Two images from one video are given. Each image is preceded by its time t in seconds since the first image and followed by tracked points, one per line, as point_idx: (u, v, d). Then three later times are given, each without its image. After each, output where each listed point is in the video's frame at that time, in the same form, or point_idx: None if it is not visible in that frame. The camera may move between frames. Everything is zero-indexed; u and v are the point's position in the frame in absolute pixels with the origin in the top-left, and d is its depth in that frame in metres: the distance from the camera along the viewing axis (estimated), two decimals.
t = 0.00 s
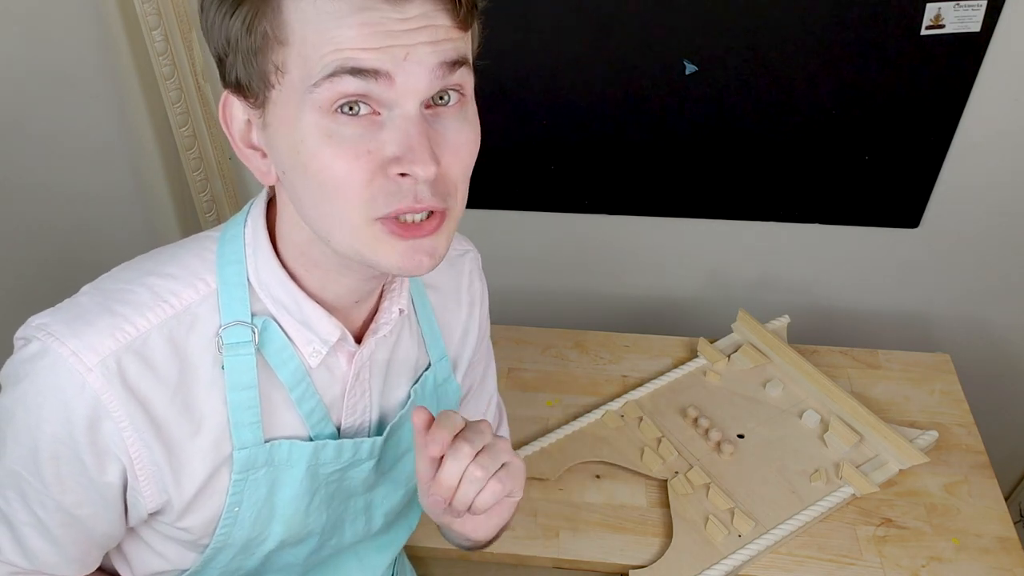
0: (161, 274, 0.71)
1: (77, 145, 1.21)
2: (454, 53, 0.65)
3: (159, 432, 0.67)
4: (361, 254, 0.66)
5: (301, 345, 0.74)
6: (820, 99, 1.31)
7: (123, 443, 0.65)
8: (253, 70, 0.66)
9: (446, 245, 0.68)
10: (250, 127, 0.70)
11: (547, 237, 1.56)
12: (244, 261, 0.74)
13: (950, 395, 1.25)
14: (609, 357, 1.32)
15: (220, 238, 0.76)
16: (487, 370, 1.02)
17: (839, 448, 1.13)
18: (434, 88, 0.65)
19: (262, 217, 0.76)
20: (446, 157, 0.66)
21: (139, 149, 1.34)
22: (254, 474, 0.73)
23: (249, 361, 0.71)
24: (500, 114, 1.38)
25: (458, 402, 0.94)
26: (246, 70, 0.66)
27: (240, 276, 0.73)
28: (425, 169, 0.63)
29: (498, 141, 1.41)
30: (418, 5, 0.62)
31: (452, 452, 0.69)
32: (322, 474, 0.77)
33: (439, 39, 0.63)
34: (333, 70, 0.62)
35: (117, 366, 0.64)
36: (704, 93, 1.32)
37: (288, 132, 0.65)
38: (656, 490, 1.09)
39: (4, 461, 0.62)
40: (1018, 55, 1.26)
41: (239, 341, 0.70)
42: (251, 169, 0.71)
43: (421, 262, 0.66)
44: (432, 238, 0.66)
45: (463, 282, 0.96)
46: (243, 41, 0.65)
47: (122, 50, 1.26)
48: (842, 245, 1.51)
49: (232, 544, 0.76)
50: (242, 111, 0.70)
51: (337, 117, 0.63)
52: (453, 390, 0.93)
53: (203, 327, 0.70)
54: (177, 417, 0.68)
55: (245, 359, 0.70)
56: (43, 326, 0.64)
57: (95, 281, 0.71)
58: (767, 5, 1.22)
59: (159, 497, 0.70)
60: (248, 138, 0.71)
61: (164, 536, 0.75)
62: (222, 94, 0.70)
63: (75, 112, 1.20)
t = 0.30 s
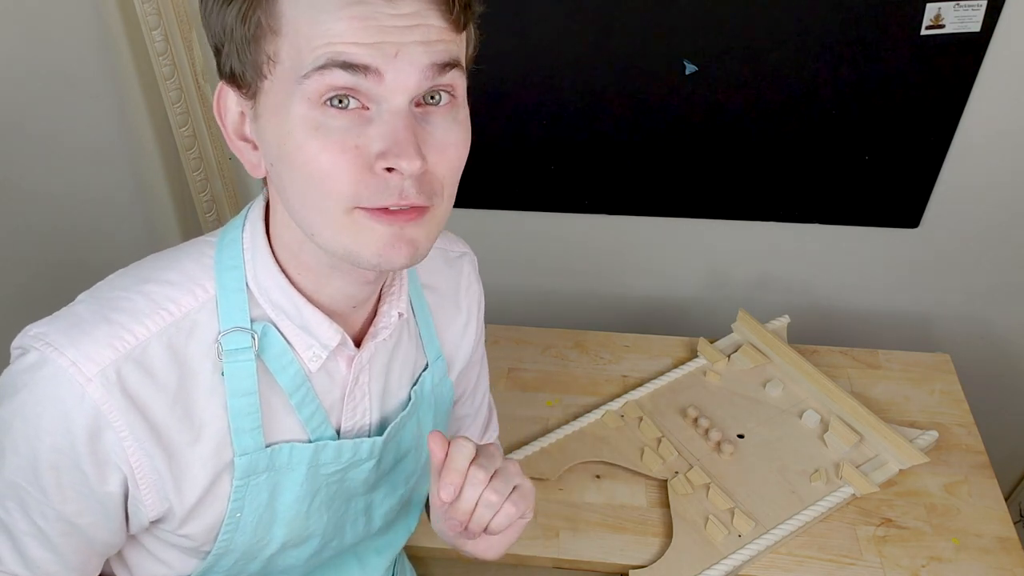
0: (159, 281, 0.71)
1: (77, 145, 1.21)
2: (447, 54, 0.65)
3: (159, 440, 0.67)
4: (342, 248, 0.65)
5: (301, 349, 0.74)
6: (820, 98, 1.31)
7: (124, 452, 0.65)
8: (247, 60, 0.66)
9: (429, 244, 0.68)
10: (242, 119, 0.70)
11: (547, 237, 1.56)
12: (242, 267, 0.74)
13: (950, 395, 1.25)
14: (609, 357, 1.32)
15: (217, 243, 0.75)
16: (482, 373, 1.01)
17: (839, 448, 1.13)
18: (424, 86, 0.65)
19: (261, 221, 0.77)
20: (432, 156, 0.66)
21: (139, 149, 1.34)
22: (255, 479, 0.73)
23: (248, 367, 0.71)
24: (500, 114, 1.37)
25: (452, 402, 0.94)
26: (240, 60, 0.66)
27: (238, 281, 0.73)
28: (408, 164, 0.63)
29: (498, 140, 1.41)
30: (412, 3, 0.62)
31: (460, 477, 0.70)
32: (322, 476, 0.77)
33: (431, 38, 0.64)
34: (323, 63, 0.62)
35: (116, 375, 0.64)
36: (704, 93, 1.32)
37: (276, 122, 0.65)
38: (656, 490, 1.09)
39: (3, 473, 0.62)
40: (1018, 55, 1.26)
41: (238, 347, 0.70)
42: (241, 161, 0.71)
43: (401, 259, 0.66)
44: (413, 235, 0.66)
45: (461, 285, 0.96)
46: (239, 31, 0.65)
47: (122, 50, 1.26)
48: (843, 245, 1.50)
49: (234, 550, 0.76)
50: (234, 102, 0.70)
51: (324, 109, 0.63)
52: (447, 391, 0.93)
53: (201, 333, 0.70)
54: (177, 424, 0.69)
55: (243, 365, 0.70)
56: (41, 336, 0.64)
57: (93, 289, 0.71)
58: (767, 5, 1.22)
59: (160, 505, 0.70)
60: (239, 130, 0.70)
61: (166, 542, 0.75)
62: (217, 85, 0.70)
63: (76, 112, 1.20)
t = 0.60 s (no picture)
0: (156, 278, 0.71)
1: (77, 145, 1.22)
2: (470, 78, 0.65)
3: (156, 436, 0.67)
4: (356, 262, 0.66)
5: (297, 346, 0.74)
6: (820, 98, 1.31)
7: (120, 448, 0.65)
8: (267, 70, 0.65)
9: (440, 260, 0.69)
10: (255, 124, 0.70)
11: (547, 237, 1.56)
12: (238, 264, 0.74)
13: (950, 395, 1.25)
14: (609, 357, 1.32)
15: (213, 240, 0.75)
16: (475, 373, 1.01)
17: (839, 448, 1.13)
18: (446, 108, 0.65)
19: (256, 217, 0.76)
20: (448, 175, 0.67)
21: (139, 149, 1.34)
22: (253, 475, 0.73)
23: (245, 364, 0.71)
24: (500, 114, 1.38)
25: (448, 401, 0.94)
26: (259, 68, 0.66)
27: (234, 278, 0.73)
28: (427, 186, 0.64)
29: (497, 140, 1.41)
30: (438, 24, 0.62)
31: (461, 495, 0.77)
32: (319, 472, 0.77)
33: (456, 60, 0.64)
34: (348, 82, 0.62)
35: (113, 371, 0.64)
36: (705, 93, 1.32)
37: (294, 133, 0.65)
38: (656, 490, 1.09)
39: None
40: (1018, 55, 1.26)
41: (235, 343, 0.70)
42: (252, 165, 0.71)
43: (413, 275, 0.67)
44: (426, 252, 0.67)
45: (458, 284, 0.96)
46: (259, 38, 0.65)
47: (122, 50, 1.26)
48: (843, 245, 1.50)
49: (232, 548, 0.76)
50: (248, 107, 0.69)
51: (345, 125, 0.63)
52: (443, 391, 0.92)
53: (198, 330, 0.70)
54: (174, 420, 0.68)
55: (240, 362, 0.70)
56: (38, 332, 0.64)
57: (89, 286, 0.70)
58: (767, 5, 1.22)
59: (157, 501, 0.70)
60: (252, 134, 0.70)
61: (163, 540, 0.75)
62: (231, 89, 0.69)
63: (76, 112, 1.20)
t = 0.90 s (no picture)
0: (156, 280, 0.70)
1: (77, 145, 1.21)
2: (458, 72, 0.65)
3: (155, 439, 0.67)
4: (346, 259, 0.66)
5: (298, 350, 0.75)
6: (820, 98, 1.31)
7: (120, 451, 0.65)
8: (255, 69, 0.65)
9: (432, 256, 0.68)
10: (247, 124, 0.70)
11: (548, 237, 1.56)
12: (239, 267, 0.74)
13: (950, 395, 1.25)
14: (609, 357, 1.32)
15: (214, 243, 0.75)
16: (477, 376, 1.00)
17: (839, 448, 1.13)
18: (434, 103, 0.65)
19: (257, 220, 0.76)
20: (439, 171, 0.66)
21: (139, 149, 1.34)
22: (253, 479, 0.73)
23: (245, 367, 0.71)
24: (500, 114, 1.38)
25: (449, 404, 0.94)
26: (248, 67, 0.66)
27: (235, 282, 0.73)
28: (416, 182, 0.63)
29: (498, 140, 1.41)
30: (423, 16, 0.62)
31: (470, 504, 0.77)
32: (319, 475, 0.77)
33: (443, 53, 0.64)
34: (334, 79, 0.62)
35: (112, 374, 0.64)
36: (705, 92, 1.32)
37: (283, 131, 0.65)
38: (656, 490, 1.09)
39: None
40: (1018, 55, 1.26)
41: (235, 347, 0.70)
42: (246, 166, 0.71)
43: (404, 271, 0.66)
44: (417, 248, 0.66)
45: (461, 287, 0.96)
46: (248, 37, 0.65)
47: (122, 50, 1.26)
48: (843, 245, 1.51)
49: (232, 550, 0.76)
50: (240, 107, 0.69)
51: (333, 122, 0.63)
52: (444, 394, 0.92)
53: (198, 333, 0.70)
54: (174, 423, 0.68)
55: (241, 365, 0.71)
56: (38, 335, 0.64)
57: (89, 288, 0.70)
58: (767, 5, 1.22)
59: (157, 504, 0.70)
60: (245, 134, 0.70)
61: (163, 543, 0.75)
62: (223, 90, 0.70)
63: (76, 111, 1.20)
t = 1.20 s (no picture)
0: (157, 277, 0.70)
1: (77, 145, 1.21)
2: (447, 73, 0.65)
3: (156, 436, 0.67)
4: (335, 260, 0.66)
5: (298, 348, 0.75)
6: (819, 99, 1.31)
7: (120, 447, 0.65)
8: (247, 68, 0.66)
9: (421, 257, 0.68)
10: (242, 122, 0.70)
11: (547, 237, 1.56)
12: (240, 264, 0.74)
13: (950, 395, 1.25)
14: (609, 357, 1.32)
15: (216, 241, 0.75)
16: (479, 375, 1.00)
17: (839, 447, 1.13)
18: (423, 105, 0.65)
19: (259, 218, 0.76)
20: (428, 173, 0.66)
21: (139, 149, 1.34)
22: (253, 476, 0.73)
23: (246, 364, 0.71)
24: (500, 114, 1.38)
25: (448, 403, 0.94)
26: (241, 66, 0.66)
27: (236, 279, 0.73)
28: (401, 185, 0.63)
29: (497, 141, 1.41)
30: (412, 16, 0.62)
31: (474, 504, 0.77)
32: (319, 472, 0.77)
33: (432, 55, 0.63)
34: (321, 81, 0.62)
35: (113, 371, 0.64)
36: (704, 92, 1.32)
37: (272, 131, 0.65)
38: (656, 490, 1.09)
39: None
40: (1018, 55, 1.26)
41: (236, 343, 0.70)
42: (243, 164, 0.71)
43: (391, 272, 0.67)
44: (405, 250, 0.67)
45: (465, 288, 0.96)
46: (240, 37, 0.65)
47: (122, 50, 1.26)
48: (843, 245, 1.50)
49: (233, 548, 0.76)
50: (236, 106, 0.70)
51: (320, 123, 0.63)
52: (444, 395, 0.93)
53: (199, 330, 0.70)
54: (174, 420, 0.68)
55: (241, 362, 0.71)
56: (39, 331, 0.64)
57: (90, 285, 0.70)
58: (767, 5, 1.22)
59: (157, 501, 0.70)
60: (241, 133, 0.70)
61: (164, 540, 0.75)
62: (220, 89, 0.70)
63: (76, 111, 1.20)
